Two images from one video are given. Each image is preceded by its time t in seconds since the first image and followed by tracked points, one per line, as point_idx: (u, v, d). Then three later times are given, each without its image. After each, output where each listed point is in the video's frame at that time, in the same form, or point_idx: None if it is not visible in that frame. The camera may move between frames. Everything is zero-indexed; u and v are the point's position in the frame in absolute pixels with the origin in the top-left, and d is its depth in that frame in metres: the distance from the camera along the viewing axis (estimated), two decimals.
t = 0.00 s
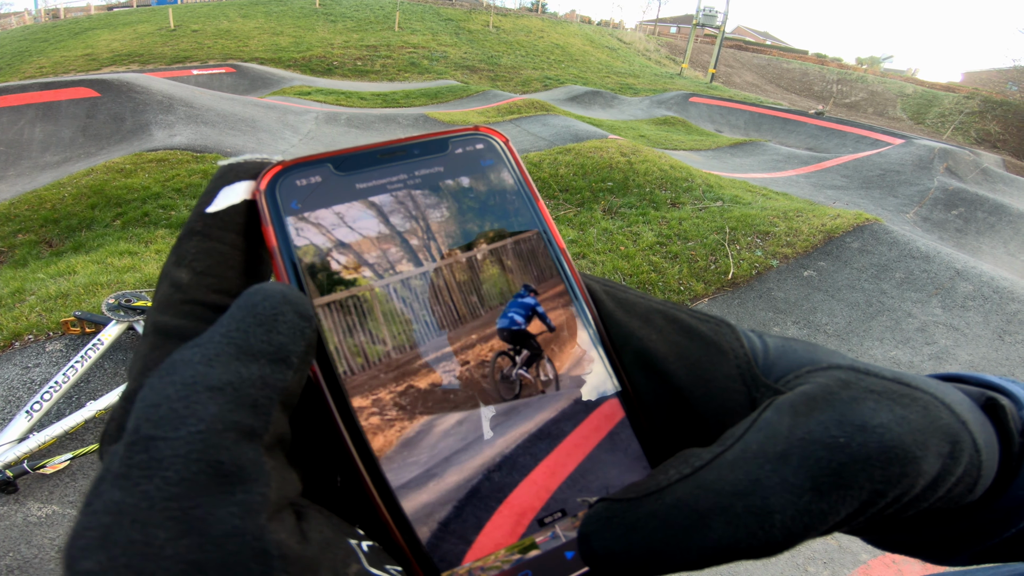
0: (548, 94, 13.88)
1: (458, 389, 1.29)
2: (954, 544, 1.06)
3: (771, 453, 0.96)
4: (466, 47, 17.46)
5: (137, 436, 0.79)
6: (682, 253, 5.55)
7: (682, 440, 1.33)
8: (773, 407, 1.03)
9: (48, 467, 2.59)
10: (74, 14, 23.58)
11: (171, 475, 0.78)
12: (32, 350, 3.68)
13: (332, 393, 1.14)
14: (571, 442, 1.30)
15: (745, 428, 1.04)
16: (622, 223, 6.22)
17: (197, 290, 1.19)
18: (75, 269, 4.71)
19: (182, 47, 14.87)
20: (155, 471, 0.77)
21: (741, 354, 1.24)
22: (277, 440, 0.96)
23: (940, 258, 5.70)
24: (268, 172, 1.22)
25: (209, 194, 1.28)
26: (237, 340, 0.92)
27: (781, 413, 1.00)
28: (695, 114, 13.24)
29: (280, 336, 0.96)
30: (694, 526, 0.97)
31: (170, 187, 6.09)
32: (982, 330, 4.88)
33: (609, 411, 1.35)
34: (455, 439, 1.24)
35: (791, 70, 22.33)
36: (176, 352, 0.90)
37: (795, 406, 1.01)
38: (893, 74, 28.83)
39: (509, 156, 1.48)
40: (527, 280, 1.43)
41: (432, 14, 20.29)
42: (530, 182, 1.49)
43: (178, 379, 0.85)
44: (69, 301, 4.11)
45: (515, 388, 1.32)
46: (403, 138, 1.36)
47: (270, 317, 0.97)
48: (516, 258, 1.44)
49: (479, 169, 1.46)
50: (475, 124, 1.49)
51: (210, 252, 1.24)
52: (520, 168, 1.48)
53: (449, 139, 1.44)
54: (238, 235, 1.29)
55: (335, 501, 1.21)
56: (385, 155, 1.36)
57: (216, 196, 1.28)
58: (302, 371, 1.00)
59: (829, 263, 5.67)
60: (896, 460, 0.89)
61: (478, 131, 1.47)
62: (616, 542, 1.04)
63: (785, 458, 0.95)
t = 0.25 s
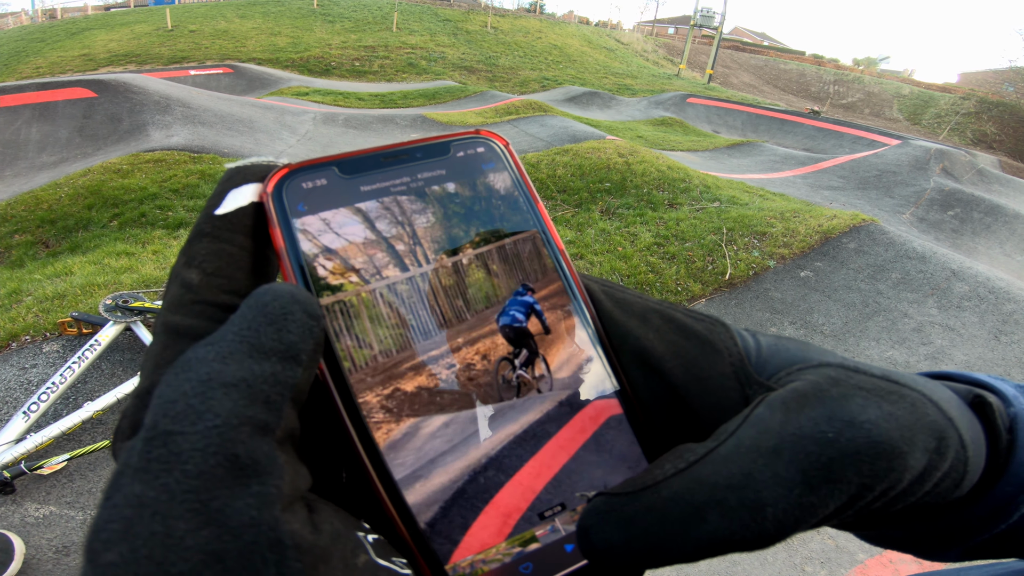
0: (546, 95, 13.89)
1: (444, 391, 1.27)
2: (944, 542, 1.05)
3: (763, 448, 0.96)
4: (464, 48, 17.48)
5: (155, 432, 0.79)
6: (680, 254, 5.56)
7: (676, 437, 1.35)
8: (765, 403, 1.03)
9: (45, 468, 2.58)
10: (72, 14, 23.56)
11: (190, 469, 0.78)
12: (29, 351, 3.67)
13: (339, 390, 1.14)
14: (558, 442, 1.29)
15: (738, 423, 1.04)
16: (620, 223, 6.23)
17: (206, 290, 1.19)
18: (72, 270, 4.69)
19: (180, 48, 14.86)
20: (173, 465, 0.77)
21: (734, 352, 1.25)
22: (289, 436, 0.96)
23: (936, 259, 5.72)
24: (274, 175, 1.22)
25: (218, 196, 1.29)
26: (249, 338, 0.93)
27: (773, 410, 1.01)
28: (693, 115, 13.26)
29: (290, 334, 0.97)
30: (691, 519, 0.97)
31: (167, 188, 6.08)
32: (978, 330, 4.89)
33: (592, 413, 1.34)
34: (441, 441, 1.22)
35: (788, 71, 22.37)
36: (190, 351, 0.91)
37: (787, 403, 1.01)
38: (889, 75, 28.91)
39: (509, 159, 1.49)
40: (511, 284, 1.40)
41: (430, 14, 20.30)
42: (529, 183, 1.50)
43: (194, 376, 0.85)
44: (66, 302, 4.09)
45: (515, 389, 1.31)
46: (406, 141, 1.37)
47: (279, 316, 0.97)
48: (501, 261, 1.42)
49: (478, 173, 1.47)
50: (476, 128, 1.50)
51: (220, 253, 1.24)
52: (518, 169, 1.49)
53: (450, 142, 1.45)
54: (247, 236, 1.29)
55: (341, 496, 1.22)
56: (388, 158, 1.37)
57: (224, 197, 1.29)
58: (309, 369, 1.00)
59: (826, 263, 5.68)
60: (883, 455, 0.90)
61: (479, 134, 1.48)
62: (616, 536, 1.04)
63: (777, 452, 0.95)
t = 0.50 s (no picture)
0: (544, 96, 13.90)
1: (422, 399, 1.24)
2: (939, 538, 1.02)
3: (759, 446, 0.96)
4: (462, 49, 17.50)
5: (157, 430, 0.79)
6: (677, 254, 5.56)
7: (675, 436, 1.35)
8: (761, 402, 1.03)
9: (41, 469, 2.56)
10: (69, 15, 23.56)
11: (193, 467, 0.77)
12: (26, 352, 3.66)
13: (339, 390, 1.14)
14: (538, 449, 1.27)
15: (735, 422, 1.04)
16: (617, 224, 6.23)
17: (206, 290, 1.18)
18: (68, 271, 4.68)
19: (177, 48, 14.84)
20: (177, 464, 0.77)
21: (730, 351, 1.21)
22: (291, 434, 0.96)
23: (932, 259, 5.74)
24: (274, 175, 1.22)
25: (217, 196, 1.29)
26: (250, 336, 0.92)
27: (768, 408, 1.01)
28: (690, 116, 13.28)
29: (291, 334, 0.96)
30: (688, 517, 0.97)
31: (164, 189, 6.07)
32: (974, 330, 4.90)
33: (572, 420, 1.32)
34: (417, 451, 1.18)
35: (785, 72, 22.43)
36: (191, 349, 0.90)
37: (782, 401, 1.01)
38: (886, 76, 29.00)
39: (507, 160, 1.50)
40: (490, 291, 1.40)
41: (428, 16, 20.31)
42: (527, 184, 1.50)
43: (196, 375, 0.85)
44: (62, 303, 4.08)
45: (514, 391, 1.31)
46: (405, 142, 1.37)
47: (280, 315, 0.96)
48: (479, 266, 1.42)
49: (476, 173, 1.47)
50: (475, 129, 1.50)
51: (219, 253, 1.23)
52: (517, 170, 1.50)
53: (449, 143, 1.45)
54: (247, 236, 1.28)
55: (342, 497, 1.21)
56: (388, 159, 1.37)
57: (224, 197, 1.28)
58: (310, 368, 0.99)
59: (823, 264, 5.69)
60: (878, 453, 0.89)
61: (478, 135, 1.48)
62: (615, 534, 1.04)
63: (774, 450, 0.95)
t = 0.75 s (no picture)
0: (541, 97, 13.91)
1: (389, 423, 1.18)
2: (932, 542, 1.02)
3: (755, 457, 0.96)
4: (459, 50, 17.52)
5: (154, 447, 0.79)
6: (673, 256, 5.57)
7: (673, 445, 1.33)
8: (757, 413, 1.02)
9: (36, 471, 2.55)
10: (66, 16, 23.60)
11: (191, 485, 0.78)
12: (21, 354, 3.64)
13: (333, 399, 1.12)
14: (511, 469, 1.25)
15: (731, 432, 1.03)
16: (614, 226, 6.23)
17: (199, 303, 1.18)
18: (62, 273, 4.66)
19: (173, 49, 14.83)
20: (173, 481, 0.78)
21: (725, 361, 1.22)
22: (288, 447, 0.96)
23: (928, 260, 5.75)
24: (268, 186, 1.20)
25: (208, 207, 1.26)
26: (244, 352, 0.90)
27: (764, 418, 1.00)
28: (687, 117, 13.31)
29: (286, 349, 0.93)
30: (685, 526, 0.97)
31: (160, 191, 6.06)
32: (969, 330, 4.92)
33: (547, 439, 1.30)
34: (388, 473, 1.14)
35: (781, 73, 22.50)
36: (185, 365, 0.89)
37: (778, 411, 1.00)
38: (882, 76, 29.10)
39: (503, 169, 1.49)
40: (458, 310, 1.37)
41: (425, 16, 20.33)
42: (523, 193, 1.50)
43: (190, 392, 0.84)
44: (57, 306, 4.06)
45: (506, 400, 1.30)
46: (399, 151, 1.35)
47: (275, 330, 0.93)
48: (448, 285, 1.39)
49: (470, 182, 1.46)
50: (470, 136, 1.49)
51: (210, 266, 1.22)
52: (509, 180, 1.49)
53: (444, 151, 1.43)
54: (239, 248, 1.27)
55: (339, 506, 1.20)
56: (381, 169, 1.35)
57: (215, 209, 1.26)
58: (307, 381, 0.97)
59: (819, 265, 5.70)
60: (873, 462, 0.89)
61: (472, 142, 1.47)
62: (609, 544, 1.03)
63: (770, 460, 0.95)
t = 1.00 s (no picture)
0: (537, 98, 13.93)
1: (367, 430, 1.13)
2: (938, 538, 1.00)
3: (763, 454, 0.93)
4: (455, 52, 17.54)
5: (145, 445, 0.77)
6: (670, 257, 5.58)
7: (676, 442, 1.32)
8: (764, 408, 0.99)
9: (30, 474, 2.52)
10: (60, 17, 23.53)
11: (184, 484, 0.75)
12: (15, 357, 3.62)
13: (333, 399, 1.10)
14: (492, 479, 1.21)
15: (739, 429, 0.99)
16: (611, 227, 6.24)
17: (192, 297, 1.16)
18: (56, 275, 4.63)
19: (168, 51, 14.80)
20: (166, 480, 0.75)
21: (730, 356, 1.20)
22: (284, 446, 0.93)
23: (923, 260, 5.77)
24: (265, 177, 1.17)
25: (203, 201, 1.24)
26: (240, 347, 0.88)
27: (772, 413, 0.97)
28: (683, 118, 13.35)
29: (284, 343, 0.91)
30: (694, 525, 0.94)
31: (155, 193, 6.04)
32: (964, 330, 4.94)
33: (530, 447, 1.26)
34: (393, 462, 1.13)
35: (776, 74, 22.61)
36: (178, 360, 0.87)
37: (786, 405, 0.97)
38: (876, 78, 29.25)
39: (505, 163, 1.47)
40: (438, 311, 1.31)
41: (421, 18, 20.35)
42: (524, 187, 1.47)
43: (184, 388, 0.82)
44: (51, 308, 4.04)
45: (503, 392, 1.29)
46: (399, 143, 1.33)
47: (272, 324, 0.91)
48: (428, 287, 1.33)
49: (471, 176, 1.44)
50: (471, 131, 1.48)
51: (204, 260, 1.20)
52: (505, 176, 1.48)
53: (445, 145, 1.42)
54: (234, 242, 1.25)
55: (338, 506, 1.18)
56: (380, 161, 1.32)
57: (210, 202, 1.24)
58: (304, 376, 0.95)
59: (815, 265, 5.71)
60: (884, 458, 0.86)
61: (473, 136, 1.46)
62: (614, 544, 1.00)
63: (780, 457, 0.92)
